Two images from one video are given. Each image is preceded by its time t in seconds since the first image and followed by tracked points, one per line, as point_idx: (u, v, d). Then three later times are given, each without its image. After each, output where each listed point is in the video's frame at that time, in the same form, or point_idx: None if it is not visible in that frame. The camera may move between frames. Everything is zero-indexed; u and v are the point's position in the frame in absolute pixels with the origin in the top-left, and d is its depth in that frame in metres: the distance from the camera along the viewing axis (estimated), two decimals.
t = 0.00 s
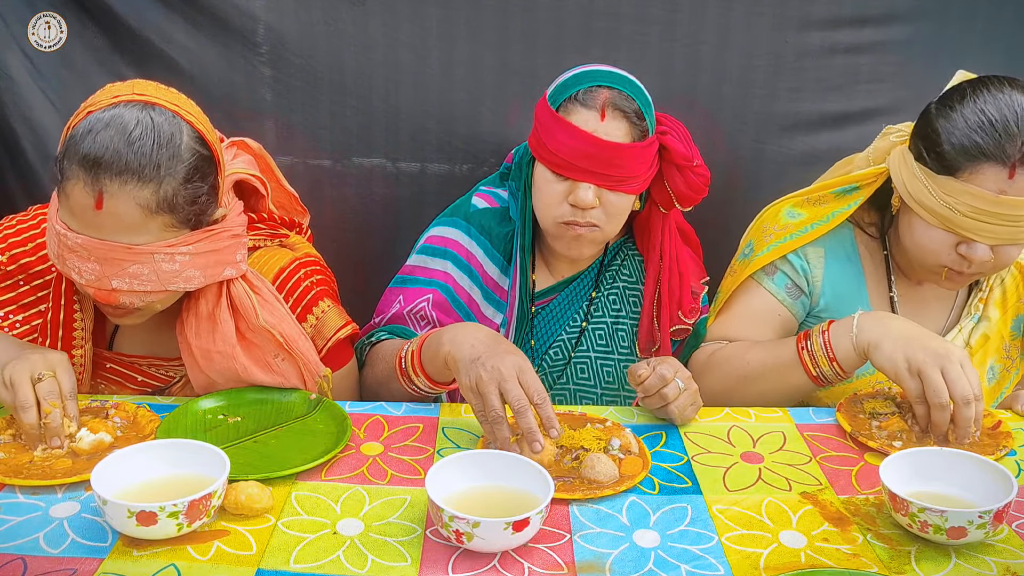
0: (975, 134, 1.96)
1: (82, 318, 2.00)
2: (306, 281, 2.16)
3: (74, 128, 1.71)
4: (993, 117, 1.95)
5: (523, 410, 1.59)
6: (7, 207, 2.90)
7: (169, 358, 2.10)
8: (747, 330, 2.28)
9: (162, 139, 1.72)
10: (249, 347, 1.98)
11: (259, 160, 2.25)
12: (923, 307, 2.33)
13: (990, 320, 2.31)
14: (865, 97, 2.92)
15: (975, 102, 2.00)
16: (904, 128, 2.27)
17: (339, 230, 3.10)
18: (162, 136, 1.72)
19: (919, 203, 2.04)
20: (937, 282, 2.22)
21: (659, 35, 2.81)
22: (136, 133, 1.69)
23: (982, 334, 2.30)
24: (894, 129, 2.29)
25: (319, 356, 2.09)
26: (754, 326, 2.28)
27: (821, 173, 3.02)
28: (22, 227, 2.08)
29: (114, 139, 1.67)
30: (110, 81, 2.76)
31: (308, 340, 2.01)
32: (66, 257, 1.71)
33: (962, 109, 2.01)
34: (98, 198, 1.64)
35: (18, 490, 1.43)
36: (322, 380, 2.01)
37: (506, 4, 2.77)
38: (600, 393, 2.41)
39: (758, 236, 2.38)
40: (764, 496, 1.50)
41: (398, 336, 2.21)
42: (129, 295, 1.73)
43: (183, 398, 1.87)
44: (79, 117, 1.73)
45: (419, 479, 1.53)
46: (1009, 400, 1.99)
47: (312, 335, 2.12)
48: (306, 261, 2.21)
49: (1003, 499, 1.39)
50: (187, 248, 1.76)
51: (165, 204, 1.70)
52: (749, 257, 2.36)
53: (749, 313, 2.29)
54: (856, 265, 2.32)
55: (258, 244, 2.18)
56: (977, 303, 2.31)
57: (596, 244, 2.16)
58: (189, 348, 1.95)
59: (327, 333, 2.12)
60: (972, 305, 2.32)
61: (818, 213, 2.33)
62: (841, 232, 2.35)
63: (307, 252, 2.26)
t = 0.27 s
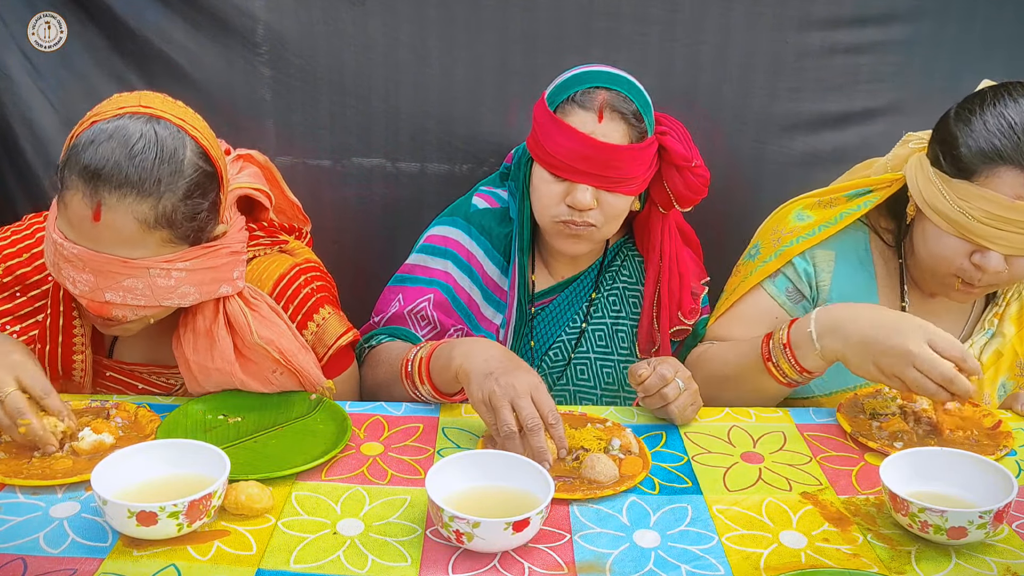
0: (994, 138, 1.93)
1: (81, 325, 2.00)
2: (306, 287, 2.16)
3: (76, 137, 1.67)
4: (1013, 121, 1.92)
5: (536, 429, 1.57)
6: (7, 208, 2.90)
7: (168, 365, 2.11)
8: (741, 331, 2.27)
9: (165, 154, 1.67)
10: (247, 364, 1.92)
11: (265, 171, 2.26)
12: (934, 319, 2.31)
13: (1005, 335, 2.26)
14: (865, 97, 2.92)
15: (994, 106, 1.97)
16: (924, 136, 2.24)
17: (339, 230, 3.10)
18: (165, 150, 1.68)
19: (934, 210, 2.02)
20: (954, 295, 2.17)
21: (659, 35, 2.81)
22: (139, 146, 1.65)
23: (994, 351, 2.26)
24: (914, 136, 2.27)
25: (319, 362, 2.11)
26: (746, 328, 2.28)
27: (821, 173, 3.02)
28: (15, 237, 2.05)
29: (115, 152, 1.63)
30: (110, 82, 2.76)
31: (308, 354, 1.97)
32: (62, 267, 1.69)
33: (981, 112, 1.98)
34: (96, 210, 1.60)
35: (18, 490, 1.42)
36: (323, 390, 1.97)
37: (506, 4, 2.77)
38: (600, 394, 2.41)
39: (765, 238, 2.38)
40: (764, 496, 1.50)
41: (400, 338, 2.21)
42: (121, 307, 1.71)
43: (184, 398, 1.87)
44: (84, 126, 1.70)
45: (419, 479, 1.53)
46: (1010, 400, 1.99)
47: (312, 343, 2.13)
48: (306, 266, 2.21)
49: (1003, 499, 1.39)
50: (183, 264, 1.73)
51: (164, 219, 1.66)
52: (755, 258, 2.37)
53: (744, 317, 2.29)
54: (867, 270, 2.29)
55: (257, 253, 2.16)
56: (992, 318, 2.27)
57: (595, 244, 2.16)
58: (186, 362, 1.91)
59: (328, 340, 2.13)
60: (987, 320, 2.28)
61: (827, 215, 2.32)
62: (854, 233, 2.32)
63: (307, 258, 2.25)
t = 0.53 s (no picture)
0: (988, 156, 1.86)
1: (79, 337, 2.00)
2: (303, 295, 2.12)
3: (79, 157, 1.59)
4: (1010, 140, 1.85)
5: (531, 428, 1.59)
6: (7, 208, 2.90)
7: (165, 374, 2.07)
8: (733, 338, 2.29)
9: (168, 182, 1.59)
10: (244, 385, 1.77)
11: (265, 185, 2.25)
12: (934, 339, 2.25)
13: (1012, 358, 2.15)
14: (865, 97, 2.91)
15: (993, 123, 1.90)
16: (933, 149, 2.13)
17: (339, 230, 3.10)
18: (169, 178, 1.59)
19: (926, 228, 1.97)
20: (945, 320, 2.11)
21: (659, 35, 2.81)
22: (142, 174, 1.57)
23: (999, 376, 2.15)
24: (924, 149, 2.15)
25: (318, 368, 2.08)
26: (731, 335, 2.29)
27: (820, 173, 3.02)
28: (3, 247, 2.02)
29: (118, 179, 1.55)
30: (110, 81, 2.76)
31: (308, 369, 1.80)
32: (56, 287, 1.64)
33: (979, 129, 1.91)
34: (95, 235, 1.53)
35: (18, 490, 1.42)
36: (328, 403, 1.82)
37: (506, 4, 2.77)
38: (601, 395, 2.41)
39: (765, 244, 2.35)
40: (764, 496, 1.50)
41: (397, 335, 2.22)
42: (114, 332, 1.66)
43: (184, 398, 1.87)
44: (87, 145, 1.62)
45: (419, 479, 1.53)
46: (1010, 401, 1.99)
47: (311, 350, 2.10)
48: (303, 272, 2.17)
49: (1003, 499, 1.39)
50: (180, 291, 1.67)
51: (163, 248, 1.59)
52: (751, 264, 2.35)
53: (733, 322, 2.30)
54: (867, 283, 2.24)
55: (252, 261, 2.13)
56: (998, 340, 2.18)
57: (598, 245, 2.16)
58: (180, 385, 1.77)
59: (327, 345, 2.10)
60: (993, 342, 2.19)
61: (828, 226, 2.26)
62: (857, 245, 2.26)
63: (303, 263, 2.20)
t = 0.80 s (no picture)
0: (983, 194, 1.78)
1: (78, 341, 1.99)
2: (301, 295, 2.13)
3: (81, 158, 1.58)
4: (1006, 177, 1.76)
5: (546, 423, 1.59)
6: (7, 208, 2.90)
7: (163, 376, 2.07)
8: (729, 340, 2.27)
9: (172, 183, 1.58)
10: (244, 389, 1.75)
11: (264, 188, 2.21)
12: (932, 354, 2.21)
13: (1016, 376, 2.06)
14: (865, 97, 2.91)
15: (992, 156, 1.80)
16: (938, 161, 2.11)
17: (339, 230, 3.10)
18: (172, 179, 1.59)
19: (923, 259, 1.94)
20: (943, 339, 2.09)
21: (659, 35, 2.81)
22: (146, 174, 1.56)
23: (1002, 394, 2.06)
24: (929, 160, 2.13)
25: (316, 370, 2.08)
26: (727, 335, 2.28)
27: (820, 173, 3.02)
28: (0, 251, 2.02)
29: (122, 178, 1.54)
30: (110, 81, 2.76)
31: (308, 371, 1.80)
32: (53, 290, 1.60)
33: (977, 163, 1.82)
34: (96, 234, 1.52)
35: (18, 490, 1.42)
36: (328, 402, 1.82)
37: (506, 4, 2.77)
38: (599, 397, 2.41)
39: (765, 250, 2.33)
40: (764, 496, 1.50)
41: (402, 336, 2.22)
42: (112, 334, 1.63)
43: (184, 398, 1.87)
44: (89, 147, 1.62)
45: (419, 479, 1.53)
46: (1010, 401, 1.98)
47: (310, 352, 2.10)
48: (300, 274, 2.18)
49: (1003, 499, 1.39)
50: (179, 294, 1.64)
51: (164, 249, 1.57)
52: (752, 269, 2.32)
53: (730, 325, 2.28)
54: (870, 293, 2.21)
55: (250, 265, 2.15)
56: (1003, 357, 2.10)
57: (599, 246, 2.16)
58: (179, 390, 1.75)
59: (326, 347, 2.10)
60: (999, 359, 2.11)
61: (830, 236, 2.24)
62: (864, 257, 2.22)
63: (300, 264, 2.22)
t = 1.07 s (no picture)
0: (988, 198, 1.77)
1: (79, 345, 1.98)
2: (301, 295, 2.12)
3: (82, 152, 1.60)
4: (1011, 181, 1.75)
5: (535, 420, 1.59)
6: (7, 208, 2.90)
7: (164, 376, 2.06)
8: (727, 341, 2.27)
9: (169, 182, 1.60)
10: (242, 389, 1.76)
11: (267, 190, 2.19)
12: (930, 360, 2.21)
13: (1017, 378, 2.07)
14: (865, 97, 2.91)
15: (997, 160, 1.80)
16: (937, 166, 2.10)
17: (339, 230, 3.10)
18: (169, 179, 1.60)
19: (924, 263, 1.94)
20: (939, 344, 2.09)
21: (659, 35, 2.81)
22: (144, 171, 1.58)
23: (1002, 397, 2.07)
24: (927, 165, 2.13)
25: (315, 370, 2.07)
26: (725, 337, 2.27)
27: (820, 174, 3.02)
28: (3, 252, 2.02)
29: (119, 173, 1.56)
30: (110, 81, 2.76)
31: (307, 368, 1.80)
32: (45, 281, 1.62)
33: (982, 166, 1.82)
34: (89, 228, 1.53)
35: (18, 490, 1.42)
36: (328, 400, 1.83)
37: (506, 4, 2.77)
38: (599, 398, 2.40)
39: (762, 252, 2.34)
40: (764, 496, 1.50)
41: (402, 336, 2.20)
42: (100, 330, 1.63)
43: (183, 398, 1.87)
44: (91, 142, 1.64)
45: (419, 479, 1.52)
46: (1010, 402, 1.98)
47: (309, 351, 2.09)
48: (300, 273, 2.16)
49: (1003, 499, 1.39)
50: (168, 294, 1.64)
51: (156, 247, 1.58)
52: (748, 273, 2.34)
53: (730, 328, 2.27)
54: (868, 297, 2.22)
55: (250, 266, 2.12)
56: (1004, 360, 2.10)
57: (599, 244, 2.16)
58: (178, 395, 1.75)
59: (326, 346, 2.09)
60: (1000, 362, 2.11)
61: (826, 239, 2.25)
62: (859, 262, 2.23)
63: (299, 263, 2.21)
